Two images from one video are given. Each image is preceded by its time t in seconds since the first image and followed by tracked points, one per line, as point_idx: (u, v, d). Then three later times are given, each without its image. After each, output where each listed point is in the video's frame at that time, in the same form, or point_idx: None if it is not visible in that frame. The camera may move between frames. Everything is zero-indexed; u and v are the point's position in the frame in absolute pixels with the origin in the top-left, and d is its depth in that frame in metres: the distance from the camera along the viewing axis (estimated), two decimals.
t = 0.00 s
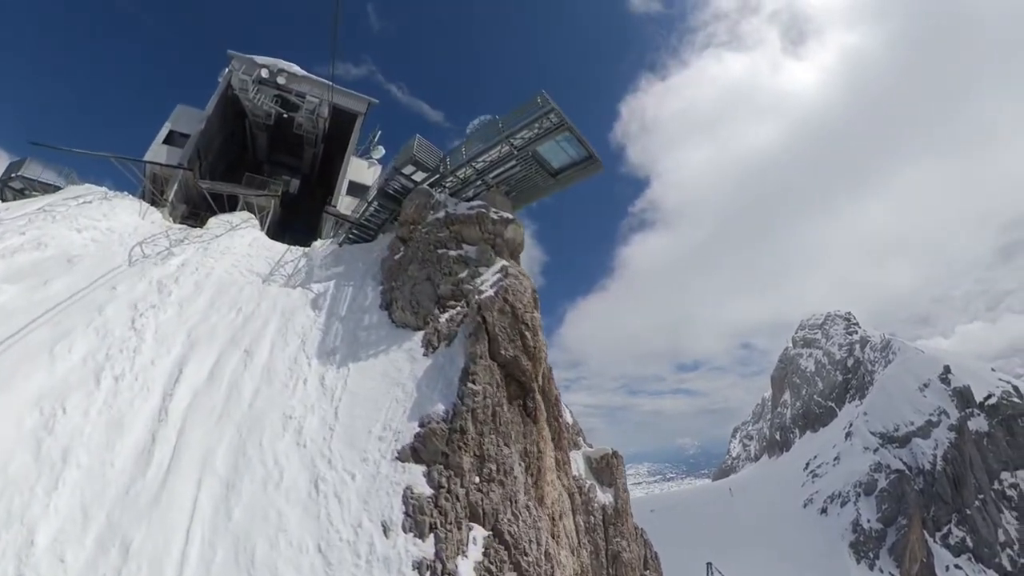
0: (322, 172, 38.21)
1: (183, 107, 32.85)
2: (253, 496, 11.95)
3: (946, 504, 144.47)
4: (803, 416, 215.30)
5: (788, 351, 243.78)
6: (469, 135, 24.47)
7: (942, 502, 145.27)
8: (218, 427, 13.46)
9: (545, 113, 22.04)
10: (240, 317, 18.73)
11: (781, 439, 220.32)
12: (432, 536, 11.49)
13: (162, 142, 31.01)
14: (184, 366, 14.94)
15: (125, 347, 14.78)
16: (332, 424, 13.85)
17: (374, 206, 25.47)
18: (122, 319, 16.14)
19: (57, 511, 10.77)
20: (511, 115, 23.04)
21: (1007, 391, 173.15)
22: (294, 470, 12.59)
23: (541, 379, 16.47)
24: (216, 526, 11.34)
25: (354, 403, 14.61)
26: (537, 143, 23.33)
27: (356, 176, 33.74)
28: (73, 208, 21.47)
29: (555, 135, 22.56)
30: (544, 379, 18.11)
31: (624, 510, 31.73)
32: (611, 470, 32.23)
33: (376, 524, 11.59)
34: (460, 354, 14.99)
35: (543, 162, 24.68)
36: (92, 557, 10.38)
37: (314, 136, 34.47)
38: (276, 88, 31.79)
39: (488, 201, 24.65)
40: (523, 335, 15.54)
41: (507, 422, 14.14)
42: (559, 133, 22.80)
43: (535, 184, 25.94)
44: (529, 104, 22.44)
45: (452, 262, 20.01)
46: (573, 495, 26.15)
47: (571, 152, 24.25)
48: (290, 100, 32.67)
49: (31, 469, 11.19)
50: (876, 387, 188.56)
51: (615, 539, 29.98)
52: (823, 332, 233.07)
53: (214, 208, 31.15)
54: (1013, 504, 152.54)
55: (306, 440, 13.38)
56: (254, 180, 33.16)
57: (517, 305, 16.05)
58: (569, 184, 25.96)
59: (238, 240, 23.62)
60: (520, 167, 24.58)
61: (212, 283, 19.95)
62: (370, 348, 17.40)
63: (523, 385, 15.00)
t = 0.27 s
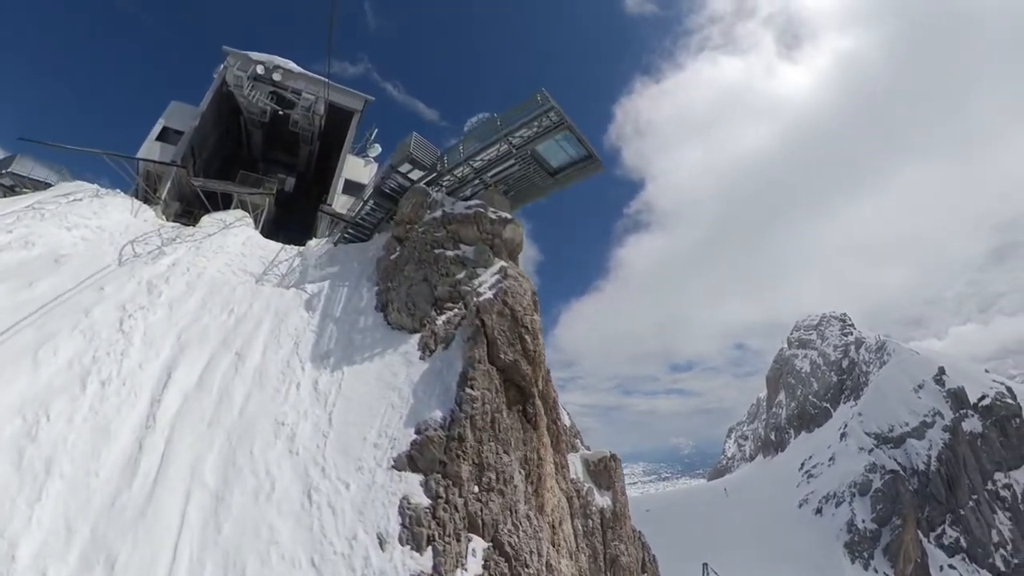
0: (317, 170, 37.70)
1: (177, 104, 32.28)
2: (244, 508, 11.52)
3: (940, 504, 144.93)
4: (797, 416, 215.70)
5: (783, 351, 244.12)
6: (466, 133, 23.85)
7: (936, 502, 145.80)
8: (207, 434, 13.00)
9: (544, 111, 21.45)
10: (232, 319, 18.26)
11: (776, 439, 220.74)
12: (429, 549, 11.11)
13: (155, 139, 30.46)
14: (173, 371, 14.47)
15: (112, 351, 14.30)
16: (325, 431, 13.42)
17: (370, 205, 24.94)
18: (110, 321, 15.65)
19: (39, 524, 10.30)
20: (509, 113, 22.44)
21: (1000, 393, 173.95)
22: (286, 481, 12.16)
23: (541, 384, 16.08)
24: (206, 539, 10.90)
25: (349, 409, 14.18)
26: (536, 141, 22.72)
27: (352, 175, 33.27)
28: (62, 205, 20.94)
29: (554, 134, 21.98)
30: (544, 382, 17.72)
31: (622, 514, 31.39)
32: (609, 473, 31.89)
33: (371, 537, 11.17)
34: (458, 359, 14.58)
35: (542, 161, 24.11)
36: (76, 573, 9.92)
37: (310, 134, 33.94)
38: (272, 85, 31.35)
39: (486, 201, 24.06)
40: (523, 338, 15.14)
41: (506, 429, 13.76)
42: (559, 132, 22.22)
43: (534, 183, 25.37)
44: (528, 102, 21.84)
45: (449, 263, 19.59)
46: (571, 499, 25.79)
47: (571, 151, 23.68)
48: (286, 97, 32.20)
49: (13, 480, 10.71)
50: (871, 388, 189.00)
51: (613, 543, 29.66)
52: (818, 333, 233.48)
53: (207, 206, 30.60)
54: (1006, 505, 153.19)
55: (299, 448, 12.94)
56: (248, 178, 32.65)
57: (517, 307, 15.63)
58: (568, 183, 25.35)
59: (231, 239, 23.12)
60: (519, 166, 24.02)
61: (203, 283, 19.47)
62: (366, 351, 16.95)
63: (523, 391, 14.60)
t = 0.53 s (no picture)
0: (313, 168, 37.20)
1: (170, 100, 31.74)
2: (235, 519, 11.10)
3: (934, 505, 145.36)
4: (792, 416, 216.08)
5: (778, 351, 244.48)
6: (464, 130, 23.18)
7: (930, 503, 146.17)
8: (197, 441, 12.57)
9: (543, 109, 20.86)
10: (225, 320, 17.81)
11: (771, 439, 221.10)
12: (427, 562, 10.76)
13: (149, 136, 29.94)
14: (163, 374, 14.02)
15: (100, 354, 13.84)
16: (319, 438, 13.02)
17: (366, 204, 24.41)
18: (99, 323, 15.19)
19: (22, 536, 9.86)
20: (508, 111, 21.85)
21: (994, 394, 174.60)
22: (279, 490, 11.75)
23: (541, 389, 15.70)
24: (196, 551, 10.48)
25: (344, 414, 13.78)
26: (536, 141, 22.05)
27: (348, 173, 32.82)
28: (53, 202, 20.44)
29: (554, 133, 21.38)
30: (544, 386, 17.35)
31: (620, 517, 31.08)
32: (607, 475, 31.58)
33: (367, 549, 10.79)
34: (456, 364, 14.26)
35: (541, 161, 23.47)
36: None
37: (306, 132, 33.44)
38: (268, 82, 30.88)
39: (484, 201, 23.42)
40: (523, 342, 14.75)
41: (506, 435, 13.39)
42: (559, 131, 21.60)
43: (532, 183, 24.71)
44: (527, 99, 21.25)
45: (447, 264, 19.17)
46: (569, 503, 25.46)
47: (571, 150, 23.04)
48: (282, 94, 31.71)
49: None
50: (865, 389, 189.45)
51: (611, 546, 29.35)
52: (814, 333, 233.94)
53: (201, 203, 30.09)
54: (999, 505, 153.83)
55: (292, 456, 12.53)
56: (243, 176, 32.15)
57: (517, 310, 15.23)
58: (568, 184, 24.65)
59: (225, 237, 22.65)
60: (517, 166, 23.38)
61: (196, 283, 19.01)
62: (361, 354, 16.54)
63: (523, 397, 14.22)
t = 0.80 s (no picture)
0: (309, 167, 36.70)
1: (164, 96, 31.16)
2: (225, 530, 10.69)
3: (928, 505, 145.80)
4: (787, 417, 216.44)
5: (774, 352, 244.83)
6: (462, 129, 22.71)
7: (925, 503, 146.50)
8: (187, 448, 12.14)
9: (543, 108, 20.39)
10: (217, 321, 17.36)
11: (766, 440, 221.42)
12: None
13: (142, 132, 29.41)
14: (152, 378, 13.57)
15: (86, 357, 13.38)
16: (313, 445, 12.62)
17: (361, 203, 23.82)
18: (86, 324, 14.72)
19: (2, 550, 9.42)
20: (507, 109, 21.35)
21: (988, 395, 175.26)
22: (270, 500, 11.34)
23: (540, 395, 15.33)
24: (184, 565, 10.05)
25: (339, 421, 13.36)
26: (535, 140, 21.63)
27: (344, 172, 32.37)
28: (42, 199, 19.95)
29: (554, 132, 20.91)
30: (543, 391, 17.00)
31: (618, 520, 30.75)
32: (604, 478, 31.25)
33: (362, 562, 10.40)
34: (454, 369, 13.93)
35: (540, 161, 22.97)
36: None
37: (302, 129, 32.96)
38: (263, 79, 30.40)
39: (482, 202, 22.89)
40: (523, 347, 14.37)
41: (505, 443, 13.04)
42: (559, 131, 21.18)
43: (531, 183, 24.16)
44: (527, 98, 20.79)
45: (444, 265, 18.76)
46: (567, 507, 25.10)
47: (570, 150, 22.62)
48: (277, 91, 31.23)
49: None
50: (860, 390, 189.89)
51: (609, 550, 29.02)
52: (809, 334, 234.44)
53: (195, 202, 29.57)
54: (993, 506, 154.39)
55: (284, 464, 12.12)
56: (237, 174, 31.65)
57: (516, 314, 14.85)
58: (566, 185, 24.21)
59: (217, 236, 22.18)
60: (516, 165, 22.87)
61: (188, 283, 18.57)
62: (357, 357, 16.13)
63: (523, 403, 13.85)
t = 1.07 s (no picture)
0: (304, 166, 36.22)
1: (159, 92, 30.79)
2: (217, 544, 10.30)
3: (922, 506, 146.20)
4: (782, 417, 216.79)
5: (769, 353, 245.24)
6: (460, 128, 22.28)
7: (919, 504, 146.87)
8: (177, 458, 11.74)
9: (543, 107, 19.99)
10: (209, 324, 16.94)
11: (761, 440, 221.71)
12: None
13: (135, 129, 28.91)
14: (143, 384, 13.14)
15: (74, 362, 12.95)
16: (307, 454, 12.25)
17: (357, 203, 23.16)
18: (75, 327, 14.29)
19: None
20: (507, 108, 20.94)
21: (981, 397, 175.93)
22: (264, 512, 10.96)
23: (540, 402, 14.97)
24: None
25: (335, 429, 12.97)
26: (535, 140, 21.25)
27: (339, 171, 31.92)
28: (32, 197, 19.48)
29: (554, 132, 20.52)
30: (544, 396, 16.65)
31: (615, 524, 30.41)
32: (602, 482, 30.90)
33: None
34: (452, 376, 13.62)
35: (539, 161, 22.55)
36: None
37: (298, 127, 32.57)
38: (259, 76, 29.96)
39: (481, 202, 22.41)
40: (523, 353, 14.01)
41: (505, 452, 12.70)
42: (560, 131, 20.80)
43: (529, 183, 23.73)
44: (527, 97, 20.39)
45: (442, 267, 18.38)
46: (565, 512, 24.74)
47: (570, 151, 22.24)
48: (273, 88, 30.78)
49: None
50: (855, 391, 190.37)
51: (607, 554, 28.67)
52: (804, 335, 234.92)
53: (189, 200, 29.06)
54: (986, 507, 154.91)
55: (278, 474, 11.75)
56: (232, 172, 31.17)
57: (516, 319, 14.50)
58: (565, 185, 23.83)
59: (211, 236, 21.74)
60: (515, 165, 22.45)
61: (180, 284, 18.13)
62: (352, 362, 15.74)
63: (523, 411, 13.50)
